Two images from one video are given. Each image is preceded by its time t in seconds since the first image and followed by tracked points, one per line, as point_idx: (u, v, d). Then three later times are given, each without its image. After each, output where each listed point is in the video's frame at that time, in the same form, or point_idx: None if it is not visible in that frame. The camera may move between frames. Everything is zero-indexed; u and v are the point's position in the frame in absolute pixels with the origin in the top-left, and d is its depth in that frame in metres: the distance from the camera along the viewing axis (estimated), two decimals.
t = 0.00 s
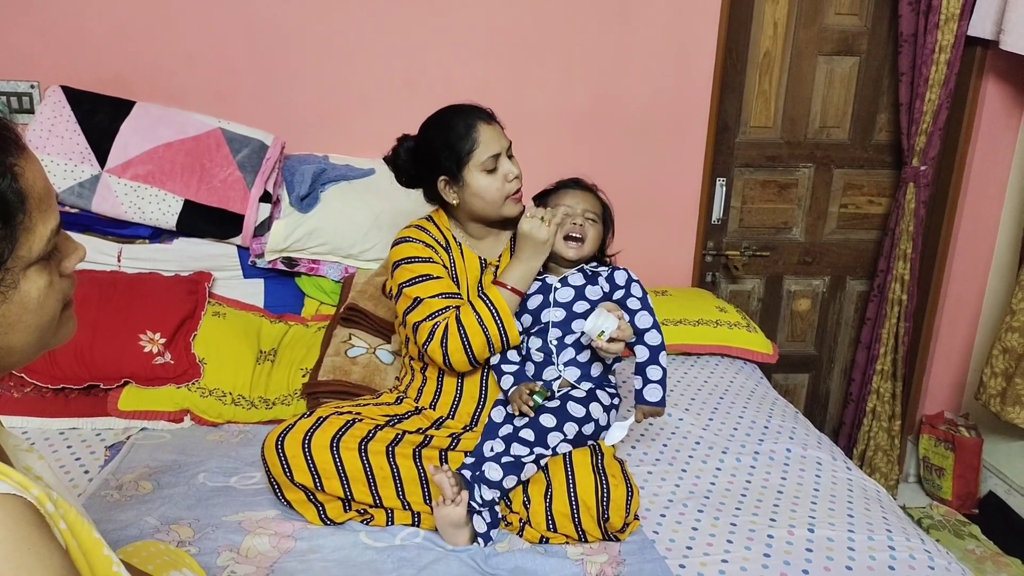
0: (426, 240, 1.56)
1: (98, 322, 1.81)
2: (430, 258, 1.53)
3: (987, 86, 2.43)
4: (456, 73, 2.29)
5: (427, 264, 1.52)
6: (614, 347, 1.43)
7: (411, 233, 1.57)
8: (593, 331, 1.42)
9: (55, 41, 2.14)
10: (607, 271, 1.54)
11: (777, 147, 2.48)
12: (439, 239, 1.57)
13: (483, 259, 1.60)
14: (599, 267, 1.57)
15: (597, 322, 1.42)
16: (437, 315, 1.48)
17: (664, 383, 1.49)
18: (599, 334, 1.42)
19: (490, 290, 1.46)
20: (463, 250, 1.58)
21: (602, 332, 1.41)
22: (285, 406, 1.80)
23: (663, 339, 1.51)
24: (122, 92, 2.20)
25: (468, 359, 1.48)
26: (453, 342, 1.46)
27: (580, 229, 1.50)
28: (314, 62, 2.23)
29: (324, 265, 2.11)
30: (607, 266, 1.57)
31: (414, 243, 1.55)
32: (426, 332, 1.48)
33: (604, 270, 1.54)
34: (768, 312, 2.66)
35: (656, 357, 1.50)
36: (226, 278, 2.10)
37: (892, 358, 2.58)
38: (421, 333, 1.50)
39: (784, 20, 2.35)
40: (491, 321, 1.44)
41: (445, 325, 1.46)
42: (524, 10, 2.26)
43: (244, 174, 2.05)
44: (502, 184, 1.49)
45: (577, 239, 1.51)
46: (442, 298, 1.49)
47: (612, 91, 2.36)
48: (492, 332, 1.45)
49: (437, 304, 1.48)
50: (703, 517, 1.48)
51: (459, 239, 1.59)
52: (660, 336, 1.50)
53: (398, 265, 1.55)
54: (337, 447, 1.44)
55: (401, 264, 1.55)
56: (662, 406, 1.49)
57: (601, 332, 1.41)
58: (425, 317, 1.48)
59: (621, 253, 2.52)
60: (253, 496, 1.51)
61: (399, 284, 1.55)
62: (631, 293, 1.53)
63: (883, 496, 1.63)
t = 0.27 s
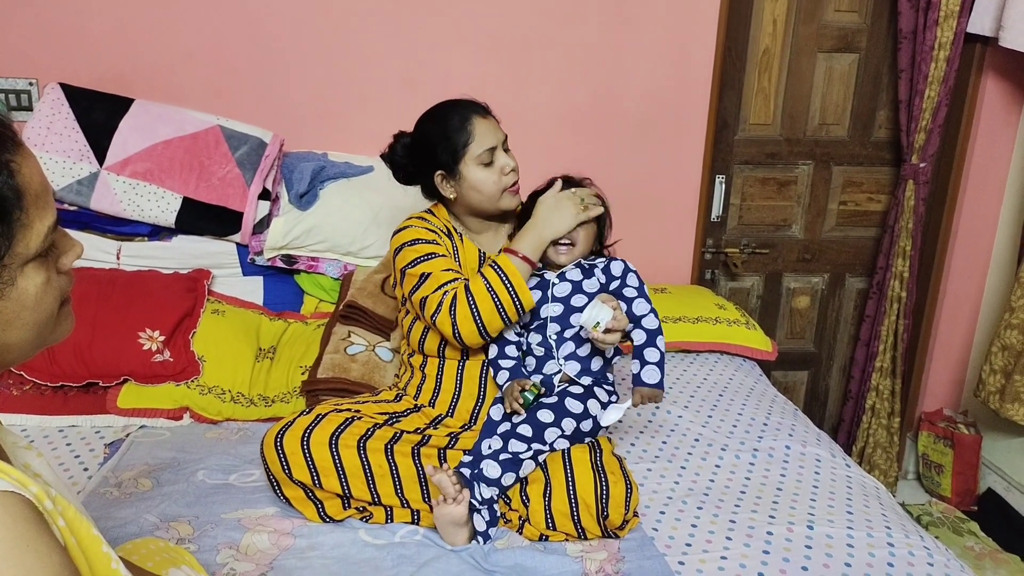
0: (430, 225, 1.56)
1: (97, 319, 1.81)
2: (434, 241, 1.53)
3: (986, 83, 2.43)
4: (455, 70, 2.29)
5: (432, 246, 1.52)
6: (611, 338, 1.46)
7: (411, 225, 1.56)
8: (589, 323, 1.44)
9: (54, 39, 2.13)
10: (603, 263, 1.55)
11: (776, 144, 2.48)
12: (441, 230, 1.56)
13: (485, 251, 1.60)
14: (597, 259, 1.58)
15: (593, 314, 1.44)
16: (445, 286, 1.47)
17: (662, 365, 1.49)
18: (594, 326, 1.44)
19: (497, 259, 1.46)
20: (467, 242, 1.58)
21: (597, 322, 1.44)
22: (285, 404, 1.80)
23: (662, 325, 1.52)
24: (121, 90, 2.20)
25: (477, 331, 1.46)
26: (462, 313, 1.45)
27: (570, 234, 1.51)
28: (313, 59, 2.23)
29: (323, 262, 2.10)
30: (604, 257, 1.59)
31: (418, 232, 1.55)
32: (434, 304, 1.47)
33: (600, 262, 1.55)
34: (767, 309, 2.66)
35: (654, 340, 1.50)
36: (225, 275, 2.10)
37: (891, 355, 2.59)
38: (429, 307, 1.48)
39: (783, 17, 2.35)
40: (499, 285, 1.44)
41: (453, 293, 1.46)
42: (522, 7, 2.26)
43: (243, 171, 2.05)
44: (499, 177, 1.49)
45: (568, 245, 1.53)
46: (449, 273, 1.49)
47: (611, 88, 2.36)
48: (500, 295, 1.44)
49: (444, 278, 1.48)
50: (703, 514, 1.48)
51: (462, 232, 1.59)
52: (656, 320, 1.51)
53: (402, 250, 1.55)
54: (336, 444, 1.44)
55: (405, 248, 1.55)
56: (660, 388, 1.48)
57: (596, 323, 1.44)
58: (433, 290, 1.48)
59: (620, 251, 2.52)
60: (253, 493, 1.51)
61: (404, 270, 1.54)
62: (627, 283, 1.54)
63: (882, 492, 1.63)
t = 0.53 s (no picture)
0: (418, 240, 1.57)
1: (97, 317, 1.81)
2: (422, 259, 1.55)
3: (986, 81, 2.43)
4: (455, 68, 2.28)
5: (420, 264, 1.54)
6: (631, 341, 1.45)
7: (405, 235, 1.59)
8: (610, 328, 1.42)
9: (53, 36, 2.13)
10: (606, 267, 1.54)
11: (777, 142, 2.48)
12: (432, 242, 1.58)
13: (483, 254, 1.61)
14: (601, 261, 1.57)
15: (614, 318, 1.42)
16: (432, 314, 1.50)
17: (678, 362, 1.49)
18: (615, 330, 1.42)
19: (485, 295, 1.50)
20: (460, 248, 1.59)
21: (619, 326, 1.42)
22: (285, 402, 1.80)
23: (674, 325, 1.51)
24: (120, 87, 2.20)
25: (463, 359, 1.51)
26: (448, 345, 1.49)
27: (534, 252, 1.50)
28: (312, 57, 2.23)
29: (323, 260, 2.10)
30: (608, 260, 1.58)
31: (407, 245, 1.57)
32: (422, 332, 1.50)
33: (603, 266, 1.54)
34: (767, 307, 2.66)
35: (669, 340, 1.50)
36: (225, 273, 2.10)
37: (891, 354, 2.59)
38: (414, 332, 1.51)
39: (783, 15, 2.34)
40: (488, 321, 1.49)
41: (440, 325, 1.49)
42: (522, 5, 2.25)
43: (243, 169, 2.04)
44: (482, 184, 1.49)
45: (536, 263, 1.52)
46: (437, 298, 1.51)
47: (611, 86, 2.36)
48: (488, 331, 1.49)
49: (432, 305, 1.50)
50: (703, 512, 1.48)
51: (455, 240, 1.60)
52: (669, 319, 1.51)
53: (391, 265, 1.56)
54: (336, 441, 1.44)
55: (393, 264, 1.56)
56: (677, 386, 1.48)
57: (619, 328, 1.42)
58: (418, 317, 1.50)
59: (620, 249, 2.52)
60: (253, 491, 1.51)
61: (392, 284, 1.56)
62: (633, 287, 1.53)
63: (882, 491, 1.63)
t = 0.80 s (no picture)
0: (414, 241, 1.56)
1: (99, 314, 1.81)
2: (415, 260, 1.54)
3: (989, 79, 2.43)
4: (457, 66, 2.28)
5: (412, 265, 1.53)
6: (651, 358, 1.46)
7: (400, 237, 1.57)
8: (632, 345, 1.44)
9: (54, 33, 2.13)
10: (618, 276, 1.56)
11: (779, 140, 2.47)
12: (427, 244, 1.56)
13: (478, 256, 1.59)
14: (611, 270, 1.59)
15: (638, 336, 1.44)
16: (417, 314, 1.49)
17: (673, 374, 1.49)
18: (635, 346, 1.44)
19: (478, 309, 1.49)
20: (458, 251, 1.58)
21: (641, 344, 1.43)
22: (286, 400, 1.80)
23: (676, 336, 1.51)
24: (122, 85, 2.20)
25: (440, 364, 1.48)
26: (426, 347, 1.47)
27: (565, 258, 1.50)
28: (314, 54, 2.23)
29: (325, 258, 2.10)
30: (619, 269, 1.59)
31: (401, 247, 1.55)
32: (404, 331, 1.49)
33: (616, 275, 1.56)
34: (769, 306, 2.66)
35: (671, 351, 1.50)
36: (226, 271, 2.10)
37: (893, 353, 2.58)
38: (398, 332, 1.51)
39: (785, 13, 2.34)
40: (471, 333, 1.47)
41: (423, 327, 1.48)
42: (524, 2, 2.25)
43: (244, 167, 2.04)
44: (471, 201, 1.47)
45: (561, 266, 1.51)
46: (424, 298, 1.52)
47: (613, 84, 2.35)
48: (469, 342, 1.47)
49: (417, 304, 1.50)
50: (705, 511, 1.48)
51: (451, 244, 1.58)
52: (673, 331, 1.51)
53: (385, 264, 1.56)
54: (337, 441, 1.44)
55: (388, 264, 1.55)
56: (668, 398, 1.48)
57: (641, 345, 1.43)
58: (404, 314, 1.50)
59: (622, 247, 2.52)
60: (255, 489, 1.51)
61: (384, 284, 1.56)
62: (643, 298, 1.54)
63: (884, 490, 1.63)
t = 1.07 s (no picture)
0: (414, 256, 1.54)
1: (97, 317, 1.81)
2: (412, 277, 1.53)
3: (987, 84, 2.43)
4: (456, 70, 2.28)
5: (407, 285, 1.52)
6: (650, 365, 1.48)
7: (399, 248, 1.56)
8: (632, 353, 1.43)
9: (54, 35, 2.13)
10: (621, 285, 1.54)
11: (777, 145, 2.47)
12: (425, 257, 1.55)
13: (478, 263, 1.58)
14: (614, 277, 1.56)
15: (638, 343, 1.43)
16: (402, 348, 1.51)
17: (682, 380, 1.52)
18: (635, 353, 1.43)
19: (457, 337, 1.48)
20: (456, 259, 1.56)
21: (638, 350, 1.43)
22: (284, 403, 1.80)
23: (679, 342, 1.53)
24: (121, 87, 2.20)
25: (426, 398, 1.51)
26: (410, 380, 1.49)
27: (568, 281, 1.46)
28: (313, 57, 2.23)
29: (323, 261, 2.10)
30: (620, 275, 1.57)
31: (399, 261, 1.54)
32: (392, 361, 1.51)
33: (618, 283, 1.54)
34: (767, 310, 2.66)
35: (676, 357, 1.52)
36: (225, 274, 2.10)
37: (891, 357, 2.59)
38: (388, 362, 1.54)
39: (784, 18, 2.34)
40: (450, 366, 1.47)
41: (407, 361, 1.49)
42: (524, 6, 2.25)
43: (243, 169, 2.04)
44: (473, 209, 1.47)
45: (564, 287, 1.48)
46: (408, 327, 1.50)
47: (612, 88, 2.36)
48: (449, 373, 1.48)
49: (403, 334, 1.50)
50: (702, 515, 1.48)
51: (452, 253, 1.56)
52: (676, 337, 1.53)
53: (384, 280, 1.54)
54: (335, 444, 1.44)
55: (385, 281, 1.54)
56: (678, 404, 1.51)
57: (640, 353, 1.43)
58: (391, 346, 1.52)
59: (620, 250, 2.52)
60: (252, 492, 1.51)
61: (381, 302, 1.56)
62: (646, 306, 1.54)
63: (882, 495, 1.63)
